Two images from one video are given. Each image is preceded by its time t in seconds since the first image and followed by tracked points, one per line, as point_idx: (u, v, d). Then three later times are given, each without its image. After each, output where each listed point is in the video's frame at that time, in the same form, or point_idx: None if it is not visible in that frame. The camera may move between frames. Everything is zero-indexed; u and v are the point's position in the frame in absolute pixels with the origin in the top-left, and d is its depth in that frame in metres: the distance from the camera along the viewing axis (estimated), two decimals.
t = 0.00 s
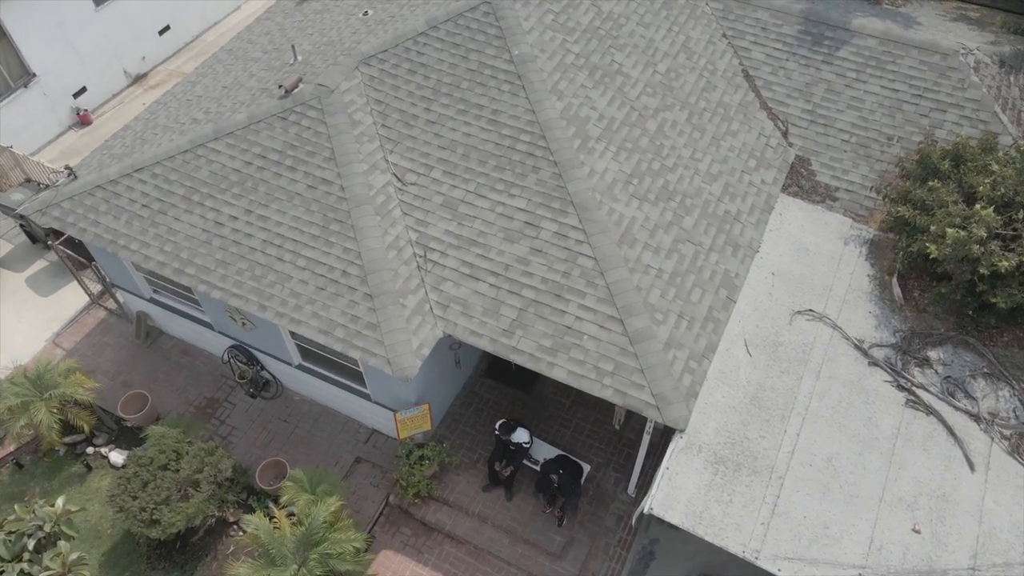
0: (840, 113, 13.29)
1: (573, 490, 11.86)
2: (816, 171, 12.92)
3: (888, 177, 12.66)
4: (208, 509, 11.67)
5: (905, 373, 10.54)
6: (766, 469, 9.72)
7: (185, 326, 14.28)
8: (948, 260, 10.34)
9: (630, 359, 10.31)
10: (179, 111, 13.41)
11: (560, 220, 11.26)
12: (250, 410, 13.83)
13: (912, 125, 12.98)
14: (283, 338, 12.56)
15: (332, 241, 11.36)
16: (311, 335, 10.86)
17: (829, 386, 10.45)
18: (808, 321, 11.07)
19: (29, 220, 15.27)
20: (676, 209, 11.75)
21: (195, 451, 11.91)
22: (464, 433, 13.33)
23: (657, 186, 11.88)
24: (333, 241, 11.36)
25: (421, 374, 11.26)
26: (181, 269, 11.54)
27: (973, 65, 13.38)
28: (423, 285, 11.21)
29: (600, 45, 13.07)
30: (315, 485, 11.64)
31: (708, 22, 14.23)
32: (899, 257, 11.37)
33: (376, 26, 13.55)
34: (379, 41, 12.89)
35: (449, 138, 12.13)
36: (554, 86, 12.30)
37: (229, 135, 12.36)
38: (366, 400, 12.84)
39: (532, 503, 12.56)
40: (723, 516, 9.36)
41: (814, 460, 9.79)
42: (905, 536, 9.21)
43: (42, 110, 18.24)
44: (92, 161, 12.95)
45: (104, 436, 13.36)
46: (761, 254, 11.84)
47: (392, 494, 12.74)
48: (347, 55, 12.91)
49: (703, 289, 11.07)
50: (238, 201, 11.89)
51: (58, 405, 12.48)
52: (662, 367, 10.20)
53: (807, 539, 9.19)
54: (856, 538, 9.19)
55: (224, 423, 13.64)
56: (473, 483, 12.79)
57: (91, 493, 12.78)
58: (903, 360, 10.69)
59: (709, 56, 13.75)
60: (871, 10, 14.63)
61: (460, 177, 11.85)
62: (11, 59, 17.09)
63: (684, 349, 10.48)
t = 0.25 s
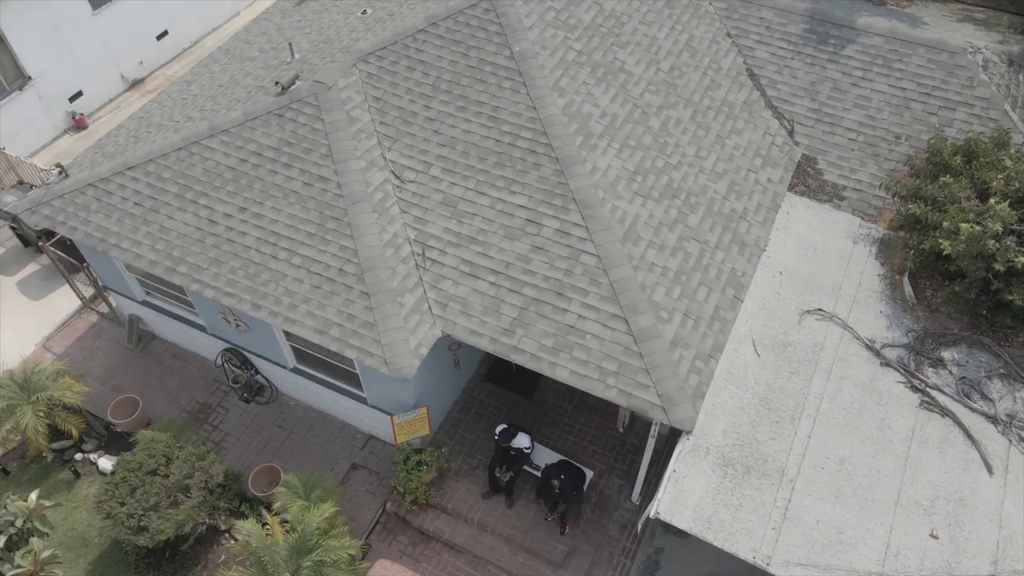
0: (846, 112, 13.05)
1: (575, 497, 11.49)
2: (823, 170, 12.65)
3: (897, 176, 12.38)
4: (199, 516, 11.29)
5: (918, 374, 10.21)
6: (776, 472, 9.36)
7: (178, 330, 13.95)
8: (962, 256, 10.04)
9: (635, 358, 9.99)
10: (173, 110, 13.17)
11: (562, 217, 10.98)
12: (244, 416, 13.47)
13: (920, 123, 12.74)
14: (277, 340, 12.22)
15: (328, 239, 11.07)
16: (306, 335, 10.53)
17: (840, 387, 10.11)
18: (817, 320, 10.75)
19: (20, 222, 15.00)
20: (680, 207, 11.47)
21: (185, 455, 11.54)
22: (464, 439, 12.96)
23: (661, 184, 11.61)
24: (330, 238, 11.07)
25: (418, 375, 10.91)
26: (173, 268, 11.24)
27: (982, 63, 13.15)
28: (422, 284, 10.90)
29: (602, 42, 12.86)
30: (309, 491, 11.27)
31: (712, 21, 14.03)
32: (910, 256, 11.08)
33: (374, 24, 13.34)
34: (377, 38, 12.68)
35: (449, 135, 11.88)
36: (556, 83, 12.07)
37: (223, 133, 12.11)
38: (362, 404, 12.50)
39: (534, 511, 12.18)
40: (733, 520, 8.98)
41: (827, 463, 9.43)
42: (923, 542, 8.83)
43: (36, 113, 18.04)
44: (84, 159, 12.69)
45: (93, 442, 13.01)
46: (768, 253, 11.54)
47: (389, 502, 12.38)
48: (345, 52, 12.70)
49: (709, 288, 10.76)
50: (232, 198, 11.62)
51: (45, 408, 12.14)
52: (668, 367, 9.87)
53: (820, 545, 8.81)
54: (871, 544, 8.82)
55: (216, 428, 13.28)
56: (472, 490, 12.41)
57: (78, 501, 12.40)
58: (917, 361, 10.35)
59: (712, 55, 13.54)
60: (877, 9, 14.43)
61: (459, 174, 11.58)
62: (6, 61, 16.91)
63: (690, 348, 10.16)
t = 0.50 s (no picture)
0: (853, 110, 12.82)
1: (578, 503, 11.13)
2: (830, 168, 12.40)
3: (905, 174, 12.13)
4: (188, 522, 10.92)
5: (932, 373, 9.88)
6: (787, 474, 9.01)
7: (170, 333, 13.64)
8: (976, 252, 9.75)
9: (639, 357, 9.68)
10: (168, 108, 12.94)
11: (563, 214, 10.70)
12: (237, 421, 13.13)
13: (928, 122, 12.50)
14: (271, 342, 11.91)
15: (324, 236, 10.79)
16: (300, 333, 10.22)
17: (851, 387, 9.78)
18: (826, 319, 10.44)
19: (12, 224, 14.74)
20: (685, 204, 11.21)
21: (175, 459, 11.18)
22: (463, 444, 12.61)
23: (665, 181, 11.35)
24: (325, 235, 10.79)
25: (415, 375, 10.60)
26: (164, 265, 10.95)
27: (990, 61, 12.95)
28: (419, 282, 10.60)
29: (604, 40, 12.65)
30: (302, 496, 10.90)
31: (715, 20, 13.84)
32: (921, 253, 10.79)
33: (373, 22, 13.15)
34: (376, 35, 12.48)
35: (448, 131, 11.63)
36: (557, 79, 11.84)
37: (218, 129, 11.87)
38: (358, 408, 12.16)
39: (535, 518, 11.80)
40: (742, 524, 8.62)
41: (839, 465, 9.08)
42: (940, 547, 8.46)
43: (31, 116, 17.84)
44: (76, 157, 12.45)
45: (81, 448, 12.66)
46: (775, 251, 11.26)
47: (385, 509, 12.01)
48: (343, 49, 12.49)
49: (715, 286, 10.46)
50: (226, 196, 11.35)
51: (32, 411, 11.81)
52: (673, 366, 9.56)
53: (834, 549, 8.45)
54: (887, 549, 8.45)
55: (208, 433, 12.94)
56: (471, 496, 12.04)
57: (65, 507, 12.02)
58: (930, 360, 10.03)
59: (716, 53, 13.33)
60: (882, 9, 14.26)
61: (459, 170, 11.32)
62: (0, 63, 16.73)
63: (696, 347, 9.84)
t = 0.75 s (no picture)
0: (859, 108, 12.59)
1: (581, 508, 10.80)
2: (837, 166, 12.15)
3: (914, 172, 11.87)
4: (177, 528, 10.54)
5: (946, 372, 9.56)
6: (798, 475, 8.66)
7: (162, 335, 13.32)
8: (991, 246, 9.47)
9: (644, 355, 9.37)
10: (162, 105, 12.71)
11: (565, 209, 10.43)
12: (230, 425, 12.78)
13: (937, 119, 12.27)
14: (265, 343, 11.59)
15: (319, 232, 10.51)
16: (293, 331, 9.91)
17: (863, 386, 9.46)
18: (836, 317, 10.13)
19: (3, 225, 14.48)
20: (689, 200, 10.94)
21: (164, 463, 10.82)
22: (461, 449, 12.26)
23: (669, 177, 11.09)
24: (321, 232, 10.51)
25: (412, 374, 10.29)
26: (155, 263, 10.66)
27: (998, 58, 12.74)
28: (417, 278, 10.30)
29: (606, 36, 12.44)
30: (295, 501, 10.53)
31: (718, 18, 13.64)
32: (932, 250, 10.51)
33: (371, 19, 12.96)
34: (374, 31, 12.27)
35: (447, 127, 11.39)
36: (559, 75, 11.62)
37: (212, 125, 11.63)
38: (354, 411, 11.82)
39: (536, 525, 11.43)
40: (752, 527, 8.26)
41: (852, 466, 8.74)
42: (960, 550, 8.10)
43: (25, 119, 17.63)
44: (67, 154, 12.20)
45: (68, 453, 12.31)
46: (782, 249, 10.97)
47: (381, 516, 11.65)
48: (341, 46, 12.28)
49: (721, 283, 10.17)
50: (219, 192, 11.08)
51: (18, 414, 11.46)
52: (679, 364, 9.24)
53: (848, 553, 8.09)
54: (904, 553, 8.08)
55: (200, 438, 12.59)
56: (470, 503, 11.67)
57: (50, 514, 11.63)
58: (943, 359, 9.72)
59: (719, 51, 13.12)
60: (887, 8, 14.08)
61: (458, 166, 11.06)
62: None
63: (702, 345, 9.53)
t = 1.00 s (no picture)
0: (866, 105, 12.35)
1: (583, 513, 10.45)
2: (843, 163, 11.89)
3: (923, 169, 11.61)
4: (164, 534, 10.16)
5: (961, 370, 9.23)
6: (809, 475, 8.31)
7: (153, 337, 12.99)
8: (1006, 240, 9.18)
9: (647, 352, 9.05)
10: (155, 102, 12.47)
11: (566, 204, 10.15)
12: (221, 430, 12.45)
13: (945, 115, 12.02)
14: (258, 343, 11.27)
15: (313, 227, 10.23)
16: (285, 328, 9.59)
17: (875, 384, 9.13)
18: (846, 314, 9.82)
19: None
20: (693, 195, 10.66)
21: (151, 466, 10.45)
22: (459, 453, 11.91)
23: (672, 172, 10.82)
24: (315, 227, 10.23)
25: (408, 373, 9.97)
26: (144, 259, 10.37)
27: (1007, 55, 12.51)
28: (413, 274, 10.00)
29: (607, 32, 12.23)
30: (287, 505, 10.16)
31: (721, 16, 13.44)
32: (943, 246, 10.21)
33: (369, 15, 12.75)
34: (371, 27, 12.06)
35: (445, 122, 11.14)
36: (559, 69, 11.38)
37: (205, 121, 11.38)
38: (349, 413, 11.48)
39: (537, 531, 11.05)
40: (762, 529, 7.89)
41: (865, 466, 8.40)
42: (980, 554, 7.72)
43: (19, 122, 17.39)
44: (57, 151, 11.94)
45: (54, 458, 11.96)
46: (789, 245, 10.68)
47: (376, 523, 11.28)
48: (337, 41, 12.06)
49: (727, 279, 9.87)
50: (212, 187, 10.80)
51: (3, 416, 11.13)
52: (684, 361, 8.92)
53: (863, 556, 7.72)
54: (921, 556, 7.71)
55: (191, 442, 12.25)
56: (468, 508, 11.30)
57: (34, 520, 11.25)
58: (957, 357, 9.39)
59: (722, 48, 12.90)
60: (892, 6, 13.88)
61: (456, 161, 10.80)
62: None
63: (708, 341, 9.21)
